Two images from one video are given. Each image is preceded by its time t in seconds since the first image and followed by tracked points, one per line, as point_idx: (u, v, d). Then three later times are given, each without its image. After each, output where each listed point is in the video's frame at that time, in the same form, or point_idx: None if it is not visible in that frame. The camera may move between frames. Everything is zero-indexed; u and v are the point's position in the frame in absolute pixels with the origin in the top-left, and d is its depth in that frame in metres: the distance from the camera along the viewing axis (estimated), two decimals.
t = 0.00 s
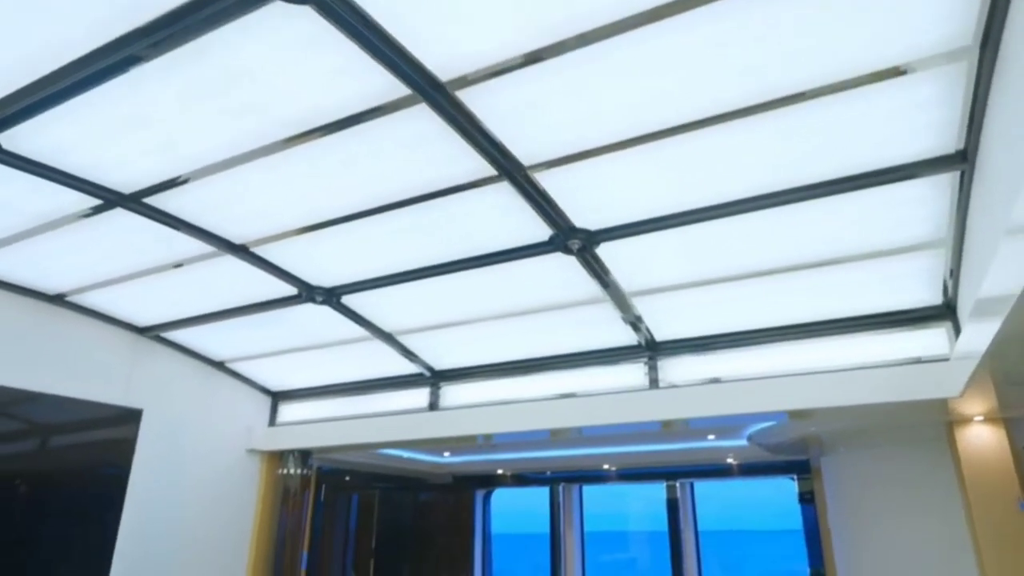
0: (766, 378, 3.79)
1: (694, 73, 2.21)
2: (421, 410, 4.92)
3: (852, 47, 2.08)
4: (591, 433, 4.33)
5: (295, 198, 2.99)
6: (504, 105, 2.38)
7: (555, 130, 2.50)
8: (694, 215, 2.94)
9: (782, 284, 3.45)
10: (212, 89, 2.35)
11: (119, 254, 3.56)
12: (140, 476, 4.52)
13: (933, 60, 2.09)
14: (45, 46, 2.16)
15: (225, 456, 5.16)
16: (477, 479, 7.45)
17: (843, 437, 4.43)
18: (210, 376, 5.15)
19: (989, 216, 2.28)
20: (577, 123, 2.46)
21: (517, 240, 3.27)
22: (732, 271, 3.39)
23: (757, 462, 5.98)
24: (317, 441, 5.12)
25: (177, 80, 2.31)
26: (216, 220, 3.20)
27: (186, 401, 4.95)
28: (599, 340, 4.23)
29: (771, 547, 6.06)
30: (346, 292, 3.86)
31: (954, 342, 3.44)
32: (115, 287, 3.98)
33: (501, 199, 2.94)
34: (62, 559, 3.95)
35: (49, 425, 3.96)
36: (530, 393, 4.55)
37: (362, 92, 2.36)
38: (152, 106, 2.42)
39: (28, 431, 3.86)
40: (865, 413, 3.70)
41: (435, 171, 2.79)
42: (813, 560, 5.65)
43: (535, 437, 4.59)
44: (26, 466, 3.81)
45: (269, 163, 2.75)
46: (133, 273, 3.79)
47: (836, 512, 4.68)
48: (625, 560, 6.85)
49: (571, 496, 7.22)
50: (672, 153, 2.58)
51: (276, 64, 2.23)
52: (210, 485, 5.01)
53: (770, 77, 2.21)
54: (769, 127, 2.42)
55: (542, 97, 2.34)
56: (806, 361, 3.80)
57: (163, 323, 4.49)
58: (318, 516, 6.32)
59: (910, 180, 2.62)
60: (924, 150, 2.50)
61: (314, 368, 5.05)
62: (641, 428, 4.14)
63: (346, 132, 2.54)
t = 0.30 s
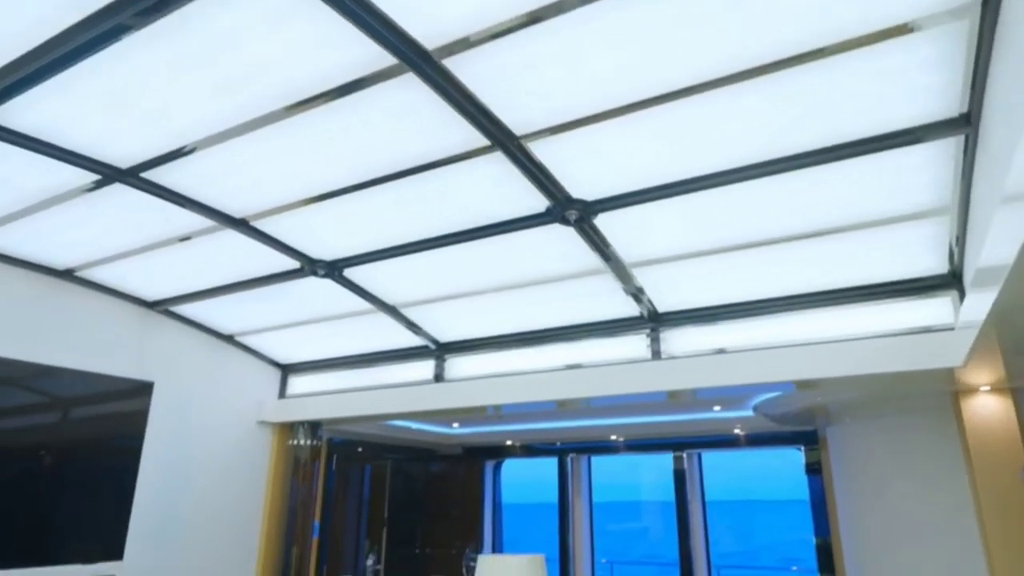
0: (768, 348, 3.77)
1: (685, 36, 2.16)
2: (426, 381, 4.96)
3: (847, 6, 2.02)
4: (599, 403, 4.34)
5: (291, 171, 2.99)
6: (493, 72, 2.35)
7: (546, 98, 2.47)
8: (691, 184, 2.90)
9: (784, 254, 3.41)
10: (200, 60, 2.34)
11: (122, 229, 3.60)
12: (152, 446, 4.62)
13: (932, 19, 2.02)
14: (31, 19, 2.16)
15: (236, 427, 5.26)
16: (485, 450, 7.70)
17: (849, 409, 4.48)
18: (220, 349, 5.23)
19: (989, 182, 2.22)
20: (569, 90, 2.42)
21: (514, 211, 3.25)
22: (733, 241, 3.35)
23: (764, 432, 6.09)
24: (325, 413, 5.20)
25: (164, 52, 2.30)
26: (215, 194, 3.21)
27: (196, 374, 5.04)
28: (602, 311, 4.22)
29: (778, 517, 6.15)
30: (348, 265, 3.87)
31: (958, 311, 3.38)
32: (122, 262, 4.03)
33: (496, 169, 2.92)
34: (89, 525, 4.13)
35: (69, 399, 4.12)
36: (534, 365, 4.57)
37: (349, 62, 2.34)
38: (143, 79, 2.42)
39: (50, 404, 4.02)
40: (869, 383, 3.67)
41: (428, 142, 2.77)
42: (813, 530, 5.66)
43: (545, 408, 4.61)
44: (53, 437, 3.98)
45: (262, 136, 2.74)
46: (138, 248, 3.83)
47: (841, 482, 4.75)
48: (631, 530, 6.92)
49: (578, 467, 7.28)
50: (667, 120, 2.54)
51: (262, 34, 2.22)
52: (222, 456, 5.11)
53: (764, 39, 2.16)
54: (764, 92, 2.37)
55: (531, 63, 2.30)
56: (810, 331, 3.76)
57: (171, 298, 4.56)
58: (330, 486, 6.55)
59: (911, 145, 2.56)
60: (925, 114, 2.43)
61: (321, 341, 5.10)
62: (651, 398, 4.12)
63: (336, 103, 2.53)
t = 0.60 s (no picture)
0: (774, 316, 3.73)
1: None
2: (433, 351, 4.99)
3: None
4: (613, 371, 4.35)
5: (288, 141, 2.98)
6: (485, 36, 2.31)
7: (540, 62, 2.42)
8: (691, 150, 2.84)
9: (790, 221, 3.34)
10: (191, 29, 2.32)
11: (127, 202, 3.63)
12: (167, 416, 4.72)
13: None
14: None
15: (249, 396, 5.36)
16: (498, 418, 7.67)
17: (860, 378, 4.49)
18: (231, 321, 5.31)
19: (996, 143, 2.15)
20: (563, 54, 2.38)
21: (514, 180, 3.22)
22: (737, 208, 3.30)
23: (774, 402, 6.08)
24: (335, 382, 5.27)
25: (154, 22, 2.28)
26: (215, 166, 3.22)
27: (209, 345, 5.12)
28: (607, 280, 4.20)
29: (790, 487, 6.16)
30: (351, 235, 3.88)
31: (967, 277, 3.31)
32: (130, 235, 4.08)
33: (493, 137, 2.89)
34: (111, 493, 4.24)
35: (90, 369, 4.16)
36: (540, 335, 4.57)
37: (339, 29, 2.31)
38: (135, 49, 2.41)
39: (72, 374, 4.07)
40: (876, 350, 3.63)
41: (423, 110, 2.74)
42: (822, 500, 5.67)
43: (555, 377, 4.63)
44: (74, 407, 4.06)
45: (257, 106, 2.73)
46: (144, 221, 3.87)
47: (852, 451, 4.77)
48: (644, 498, 7.01)
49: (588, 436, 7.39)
50: (665, 83, 2.49)
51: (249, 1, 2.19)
52: (235, 425, 5.22)
53: None
54: (764, 53, 2.30)
55: (523, 26, 2.26)
56: (817, 299, 3.71)
57: (181, 270, 4.61)
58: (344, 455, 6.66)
59: (917, 106, 2.48)
60: (932, 73, 2.35)
61: (331, 312, 5.15)
62: (660, 366, 4.12)
63: (329, 71, 2.50)
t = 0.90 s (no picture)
0: (785, 283, 3.67)
1: None
2: (444, 320, 5.01)
3: None
4: (626, 339, 4.32)
5: (289, 108, 2.97)
6: None
7: (537, 22, 2.37)
8: (696, 112, 2.78)
9: (801, 185, 3.27)
10: None
11: (136, 173, 3.65)
12: (184, 384, 4.82)
13: None
14: None
15: (264, 365, 5.45)
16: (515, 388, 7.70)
17: (877, 345, 4.47)
18: (245, 292, 5.38)
19: (1011, 98, 2.06)
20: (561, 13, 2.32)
21: (517, 145, 3.18)
22: (746, 172, 3.22)
23: (788, 370, 6.05)
24: (349, 351, 5.33)
25: None
26: (219, 135, 3.22)
27: (224, 316, 5.19)
28: (615, 248, 4.17)
29: (806, 456, 6.17)
30: (358, 204, 3.87)
31: (983, 241, 3.22)
32: (141, 206, 4.12)
33: (494, 101, 2.85)
34: (132, 458, 4.35)
35: (110, 340, 4.25)
36: (549, 304, 4.55)
37: None
38: (131, 17, 2.41)
39: (95, 345, 4.17)
40: (889, 317, 3.57)
41: (422, 74, 2.71)
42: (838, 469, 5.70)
43: (568, 344, 4.63)
44: (97, 376, 4.17)
45: (256, 73, 2.72)
46: (154, 192, 3.90)
47: (864, 419, 4.72)
48: (660, 467, 7.04)
49: (602, 405, 7.43)
50: (667, 43, 2.42)
51: None
52: (251, 394, 5.32)
53: None
54: (768, 8, 2.23)
55: None
56: (829, 265, 3.64)
57: (193, 241, 4.66)
58: (360, 423, 6.76)
59: (931, 62, 2.39)
60: (946, 26, 2.25)
61: (342, 282, 5.18)
62: (672, 334, 4.09)
63: (325, 35, 2.48)
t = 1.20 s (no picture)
0: (797, 253, 3.61)
1: None
2: (454, 293, 5.02)
3: None
4: (639, 311, 4.29)
5: (291, 79, 2.96)
6: None
7: None
8: (703, 78, 2.72)
9: (813, 153, 3.20)
10: None
11: (145, 147, 3.67)
12: (200, 357, 4.90)
13: None
14: None
15: (278, 339, 5.52)
16: (528, 361, 7.74)
17: (892, 317, 4.42)
18: (258, 267, 5.43)
19: None
20: None
21: (522, 115, 3.15)
22: (756, 140, 3.15)
23: (803, 343, 6.00)
24: (361, 325, 5.37)
25: None
26: (223, 108, 3.22)
27: (238, 290, 5.25)
28: (625, 220, 4.13)
29: (819, 429, 6.15)
30: (365, 177, 3.86)
31: (1001, 208, 3.13)
32: (153, 181, 4.15)
33: (497, 70, 2.81)
34: (151, 429, 4.46)
35: (134, 315, 4.38)
36: (559, 276, 4.53)
37: None
38: None
39: (118, 321, 4.31)
40: (904, 287, 3.50)
41: (423, 43, 2.68)
42: (853, 442, 5.68)
43: (580, 317, 4.62)
44: (123, 351, 4.30)
45: (258, 45, 2.71)
46: (164, 167, 3.93)
47: (879, 391, 4.67)
48: (674, 440, 7.05)
49: (615, 378, 7.45)
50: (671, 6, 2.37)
51: None
52: (266, 367, 5.40)
53: None
54: None
55: None
56: (842, 235, 3.57)
57: (205, 216, 4.71)
58: (375, 396, 6.85)
59: (947, 21, 2.31)
60: None
61: (353, 256, 5.20)
62: (687, 305, 4.05)
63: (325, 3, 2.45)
